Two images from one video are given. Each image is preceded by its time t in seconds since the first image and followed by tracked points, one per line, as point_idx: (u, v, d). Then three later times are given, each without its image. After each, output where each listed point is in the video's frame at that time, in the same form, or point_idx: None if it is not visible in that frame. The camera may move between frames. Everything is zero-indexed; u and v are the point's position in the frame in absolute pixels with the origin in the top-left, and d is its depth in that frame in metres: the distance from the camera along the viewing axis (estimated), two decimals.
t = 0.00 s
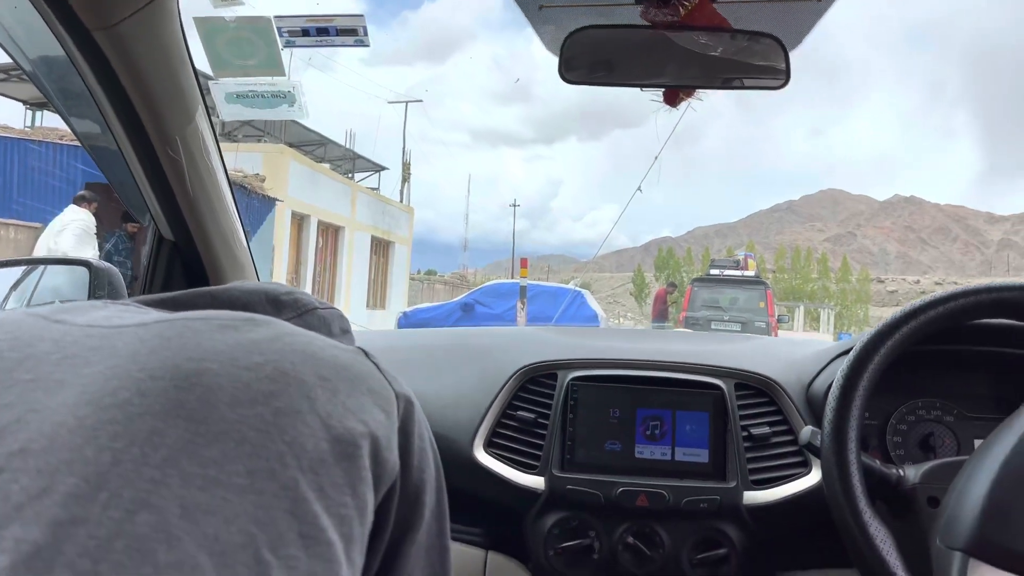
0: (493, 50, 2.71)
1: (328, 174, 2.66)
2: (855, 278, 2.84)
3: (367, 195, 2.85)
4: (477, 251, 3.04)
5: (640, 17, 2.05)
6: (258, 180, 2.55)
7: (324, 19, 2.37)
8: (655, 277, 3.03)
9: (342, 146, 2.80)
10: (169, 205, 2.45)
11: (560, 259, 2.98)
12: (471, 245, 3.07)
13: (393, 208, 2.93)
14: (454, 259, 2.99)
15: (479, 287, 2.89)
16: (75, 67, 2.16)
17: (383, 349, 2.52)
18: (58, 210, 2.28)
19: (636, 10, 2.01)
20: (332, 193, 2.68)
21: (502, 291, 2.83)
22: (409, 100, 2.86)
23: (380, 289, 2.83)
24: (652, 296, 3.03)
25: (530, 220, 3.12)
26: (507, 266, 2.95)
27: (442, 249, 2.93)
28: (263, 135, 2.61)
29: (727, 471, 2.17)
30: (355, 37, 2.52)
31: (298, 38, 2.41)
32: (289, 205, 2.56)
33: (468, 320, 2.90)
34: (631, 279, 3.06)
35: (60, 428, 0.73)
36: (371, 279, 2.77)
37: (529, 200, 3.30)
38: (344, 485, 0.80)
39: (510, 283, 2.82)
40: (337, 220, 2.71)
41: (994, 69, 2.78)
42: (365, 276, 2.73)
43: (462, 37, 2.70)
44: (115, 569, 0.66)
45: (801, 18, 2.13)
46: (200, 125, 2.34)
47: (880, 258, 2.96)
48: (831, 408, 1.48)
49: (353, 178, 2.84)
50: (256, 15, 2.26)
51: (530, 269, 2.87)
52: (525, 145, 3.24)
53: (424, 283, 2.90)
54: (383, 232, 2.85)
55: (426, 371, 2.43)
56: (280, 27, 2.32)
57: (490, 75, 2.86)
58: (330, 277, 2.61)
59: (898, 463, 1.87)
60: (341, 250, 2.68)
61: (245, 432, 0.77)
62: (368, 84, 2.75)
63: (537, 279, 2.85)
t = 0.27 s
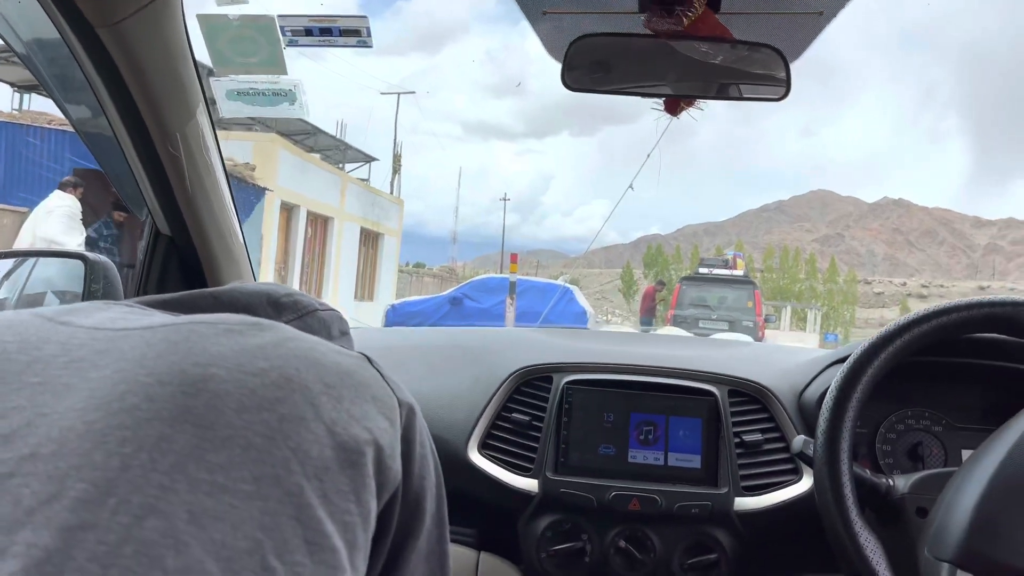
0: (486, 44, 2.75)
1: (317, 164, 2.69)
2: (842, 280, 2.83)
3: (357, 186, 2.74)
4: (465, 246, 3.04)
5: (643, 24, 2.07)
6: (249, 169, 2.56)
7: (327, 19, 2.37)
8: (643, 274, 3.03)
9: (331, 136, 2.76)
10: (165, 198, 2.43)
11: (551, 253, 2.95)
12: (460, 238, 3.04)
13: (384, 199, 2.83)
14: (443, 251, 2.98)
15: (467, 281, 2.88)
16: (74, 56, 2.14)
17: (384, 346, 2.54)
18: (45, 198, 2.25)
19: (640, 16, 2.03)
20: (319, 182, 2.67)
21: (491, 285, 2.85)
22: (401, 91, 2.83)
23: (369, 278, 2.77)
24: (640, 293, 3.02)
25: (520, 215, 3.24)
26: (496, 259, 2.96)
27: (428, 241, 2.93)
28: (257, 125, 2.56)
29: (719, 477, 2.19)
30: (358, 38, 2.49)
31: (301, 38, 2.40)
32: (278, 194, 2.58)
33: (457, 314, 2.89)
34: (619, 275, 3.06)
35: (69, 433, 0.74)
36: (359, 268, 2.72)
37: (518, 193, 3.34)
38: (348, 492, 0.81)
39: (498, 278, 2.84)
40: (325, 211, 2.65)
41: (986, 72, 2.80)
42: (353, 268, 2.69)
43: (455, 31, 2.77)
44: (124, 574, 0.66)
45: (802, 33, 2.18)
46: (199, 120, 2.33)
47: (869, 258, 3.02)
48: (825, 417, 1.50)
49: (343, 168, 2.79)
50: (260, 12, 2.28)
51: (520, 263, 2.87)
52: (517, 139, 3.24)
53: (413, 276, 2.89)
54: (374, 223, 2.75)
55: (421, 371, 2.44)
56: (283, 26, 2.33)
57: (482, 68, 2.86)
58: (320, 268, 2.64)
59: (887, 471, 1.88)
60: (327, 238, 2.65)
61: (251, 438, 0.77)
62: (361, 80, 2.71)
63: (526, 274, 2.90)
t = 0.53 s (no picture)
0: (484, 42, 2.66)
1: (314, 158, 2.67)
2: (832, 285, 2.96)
3: (351, 178, 2.75)
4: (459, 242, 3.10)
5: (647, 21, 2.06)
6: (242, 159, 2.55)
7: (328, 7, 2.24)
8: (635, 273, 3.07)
9: (325, 128, 2.71)
10: (160, 184, 2.41)
11: (545, 252, 2.98)
12: (454, 233, 3.10)
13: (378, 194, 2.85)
14: (436, 247, 3.03)
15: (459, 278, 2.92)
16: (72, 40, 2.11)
17: (380, 336, 2.56)
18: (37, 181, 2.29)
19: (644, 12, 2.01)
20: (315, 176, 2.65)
21: (482, 282, 2.87)
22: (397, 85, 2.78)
23: (361, 274, 2.78)
24: (633, 291, 3.06)
25: (515, 212, 3.21)
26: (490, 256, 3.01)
27: (422, 236, 2.97)
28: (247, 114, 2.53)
29: (710, 477, 2.19)
30: (358, 27, 2.37)
31: (300, 25, 2.28)
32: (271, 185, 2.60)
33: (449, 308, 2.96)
34: (612, 275, 3.07)
35: (57, 415, 0.73)
36: (351, 263, 2.74)
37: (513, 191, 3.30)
38: (339, 482, 0.79)
39: (489, 275, 2.86)
40: (320, 203, 2.67)
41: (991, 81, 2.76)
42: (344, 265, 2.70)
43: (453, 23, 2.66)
44: (111, 559, 0.65)
45: (805, 33, 2.18)
46: (197, 106, 2.30)
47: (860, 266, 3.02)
48: (818, 417, 1.50)
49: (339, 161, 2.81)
50: None
51: (513, 261, 2.91)
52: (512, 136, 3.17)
53: (405, 271, 2.91)
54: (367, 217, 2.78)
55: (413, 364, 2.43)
56: (282, 12, 2.20)
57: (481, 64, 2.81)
58: (312, 258, 2.65)
59: (878, 475, 1.89)
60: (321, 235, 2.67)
61: (242, 425, 0.76)
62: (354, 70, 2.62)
63: (518, 271, 2.90)
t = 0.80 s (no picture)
0: (490, 43, 2.68)
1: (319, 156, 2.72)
2: (833, 296, 2.86)
3: (355, 177, 2.75)
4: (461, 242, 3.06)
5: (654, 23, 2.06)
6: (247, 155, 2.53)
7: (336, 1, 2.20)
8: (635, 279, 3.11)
9: (330, 125, 2.71)
10: (163, 175, 2.40)
11: (545, 256, 3.13)
12: (457, 234, 3.04)
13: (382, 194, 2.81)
14: (438, 248, 3.00)
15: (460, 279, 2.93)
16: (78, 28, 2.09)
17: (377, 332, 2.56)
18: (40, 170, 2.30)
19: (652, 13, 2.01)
20: (318, 173, 2.69)
21: (483, 283, 2.89)
22: (404, 86, 2.85)
23: (362, 273, 2.81)
24: (634, 296, 3.08)
25: (518, 215, 3.23)
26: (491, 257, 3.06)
27: (425, 238, 2.96)
28: (252, 110, 2.51)
29: (707, 482, 2.18)
30: (365, 21, 2.33)
31: (307, 18, 2.26)
32: (276, 180, 2.60)
33: (449, 310, 2.90)
34: (613, 280, 3.14)
35: (51, 399, 0.72)
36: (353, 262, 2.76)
37: (517, 194, 3.44)
38: (333, 474, 0.79)
39: (492, 277, 2.89)
40: (324, 201, 2.70)
41: (989, 94, 2.78)
42: (347, 258, 2.74)
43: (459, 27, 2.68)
44: (101, 545, 0.64)
45: (813, 39, 2.18)
46: (202, 97, 2.29)
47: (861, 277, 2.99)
48: (817, 424, 1.50)
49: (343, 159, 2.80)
50: None
51: (515, 262, 2.99)
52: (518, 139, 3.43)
53: (407, 270, 2.94)
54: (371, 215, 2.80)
55: (412, 362, 2.44)
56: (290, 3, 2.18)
57: (487, 64, 2.87)
58: (313, 255, 2.65)
59: (876, 484, 1.87)
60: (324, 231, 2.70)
61: (236, 414, 0.75)
62: (360, 72, 2.63)
63: (519, 272, 2.96)
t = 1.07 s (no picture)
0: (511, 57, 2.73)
1: (335, 162, 2.83)
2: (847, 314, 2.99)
3: (370, 184, 2.93)
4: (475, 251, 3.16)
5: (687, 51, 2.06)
6: (266, 162, 2.53)
7: (371, 23, 2.21)
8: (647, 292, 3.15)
9: (348, 134, 2.73)
10: (193, 188, 2.42)
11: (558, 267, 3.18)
12: (470, 244, 3.15)
13: (396, 201, 2.98)
14: (450, 256, 3.13)
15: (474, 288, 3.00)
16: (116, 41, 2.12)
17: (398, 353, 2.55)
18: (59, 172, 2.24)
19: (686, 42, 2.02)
20: (334, 181, 2.83)
21: (497, 295, 2.94)
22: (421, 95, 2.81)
23: (375, 280, 2.98)
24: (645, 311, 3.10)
25: (531, 225, 3.41)
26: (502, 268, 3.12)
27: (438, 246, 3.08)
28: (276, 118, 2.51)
29: (730, 511, 2.16)
30: (399, 42, 2.35)
31: (341, 39, 2.25)
32: (292, 187, 2.66)
33: (461, 319, 2.96)
34: (624, 294, 3.16)
35: (97, 426, 0.73)
36: (366, 270, 2.94)
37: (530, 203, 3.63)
38: (370, 506, 0.79)
39: (506, 287, 2.93)
40: (338, 208, 2.86)
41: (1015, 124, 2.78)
42: (359, 266, 2.92)
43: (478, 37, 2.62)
44: None
45: (846, 69, 2.18)
46: (234, 111, 2.31)
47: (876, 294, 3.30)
48: (846, 457, 1.48)
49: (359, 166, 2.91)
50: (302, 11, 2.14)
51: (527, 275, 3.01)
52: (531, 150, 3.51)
53: (419, 277, 3.07)
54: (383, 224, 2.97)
55: (435, 381, 2.45)
56: (325, 26, 2.19)
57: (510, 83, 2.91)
58: (327, 259, 2.85)
59: (900, 518, 1.84)
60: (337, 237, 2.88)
61: (277, 444, 0.76)
62: (378, 87, 2.61)
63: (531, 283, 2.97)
